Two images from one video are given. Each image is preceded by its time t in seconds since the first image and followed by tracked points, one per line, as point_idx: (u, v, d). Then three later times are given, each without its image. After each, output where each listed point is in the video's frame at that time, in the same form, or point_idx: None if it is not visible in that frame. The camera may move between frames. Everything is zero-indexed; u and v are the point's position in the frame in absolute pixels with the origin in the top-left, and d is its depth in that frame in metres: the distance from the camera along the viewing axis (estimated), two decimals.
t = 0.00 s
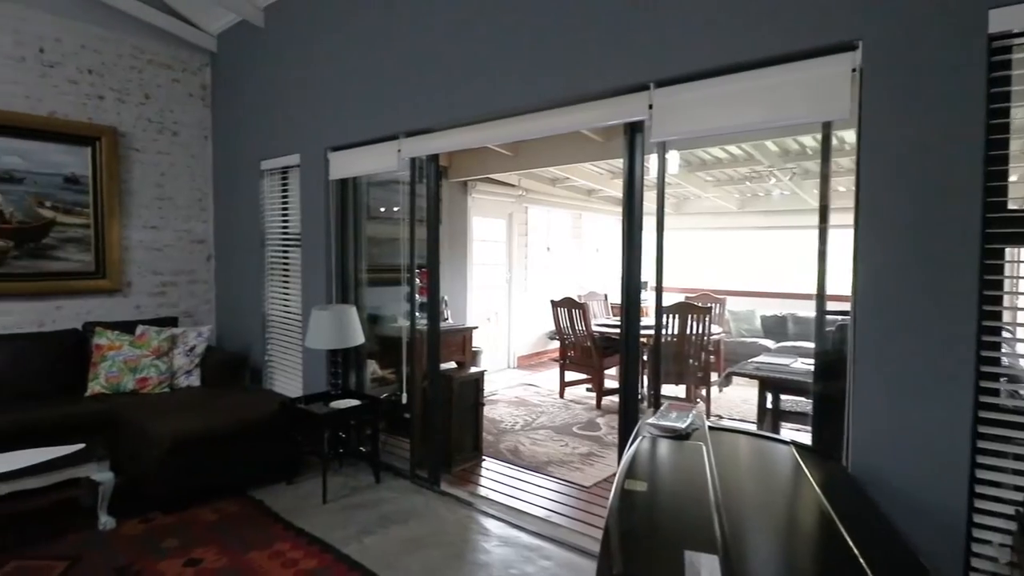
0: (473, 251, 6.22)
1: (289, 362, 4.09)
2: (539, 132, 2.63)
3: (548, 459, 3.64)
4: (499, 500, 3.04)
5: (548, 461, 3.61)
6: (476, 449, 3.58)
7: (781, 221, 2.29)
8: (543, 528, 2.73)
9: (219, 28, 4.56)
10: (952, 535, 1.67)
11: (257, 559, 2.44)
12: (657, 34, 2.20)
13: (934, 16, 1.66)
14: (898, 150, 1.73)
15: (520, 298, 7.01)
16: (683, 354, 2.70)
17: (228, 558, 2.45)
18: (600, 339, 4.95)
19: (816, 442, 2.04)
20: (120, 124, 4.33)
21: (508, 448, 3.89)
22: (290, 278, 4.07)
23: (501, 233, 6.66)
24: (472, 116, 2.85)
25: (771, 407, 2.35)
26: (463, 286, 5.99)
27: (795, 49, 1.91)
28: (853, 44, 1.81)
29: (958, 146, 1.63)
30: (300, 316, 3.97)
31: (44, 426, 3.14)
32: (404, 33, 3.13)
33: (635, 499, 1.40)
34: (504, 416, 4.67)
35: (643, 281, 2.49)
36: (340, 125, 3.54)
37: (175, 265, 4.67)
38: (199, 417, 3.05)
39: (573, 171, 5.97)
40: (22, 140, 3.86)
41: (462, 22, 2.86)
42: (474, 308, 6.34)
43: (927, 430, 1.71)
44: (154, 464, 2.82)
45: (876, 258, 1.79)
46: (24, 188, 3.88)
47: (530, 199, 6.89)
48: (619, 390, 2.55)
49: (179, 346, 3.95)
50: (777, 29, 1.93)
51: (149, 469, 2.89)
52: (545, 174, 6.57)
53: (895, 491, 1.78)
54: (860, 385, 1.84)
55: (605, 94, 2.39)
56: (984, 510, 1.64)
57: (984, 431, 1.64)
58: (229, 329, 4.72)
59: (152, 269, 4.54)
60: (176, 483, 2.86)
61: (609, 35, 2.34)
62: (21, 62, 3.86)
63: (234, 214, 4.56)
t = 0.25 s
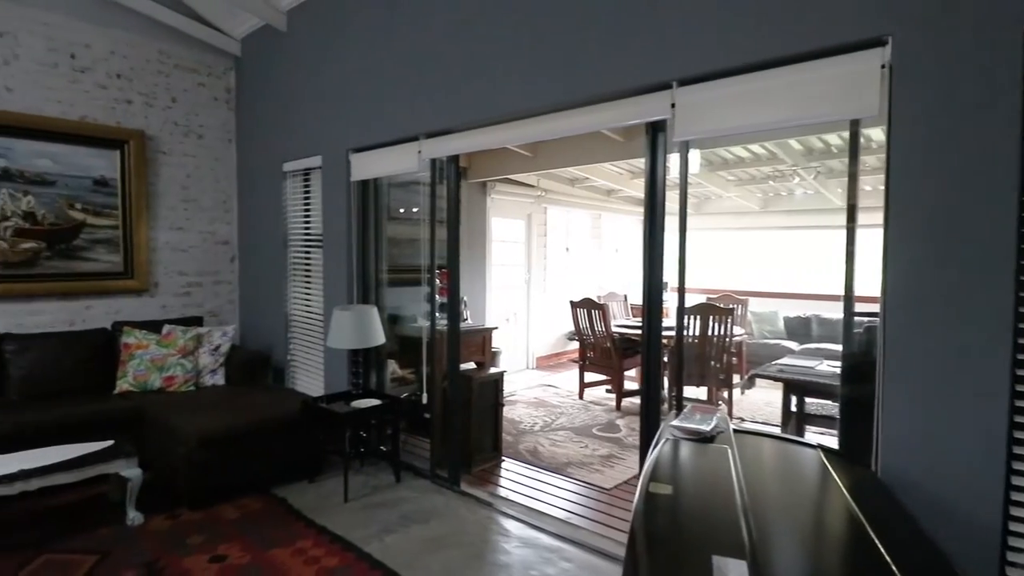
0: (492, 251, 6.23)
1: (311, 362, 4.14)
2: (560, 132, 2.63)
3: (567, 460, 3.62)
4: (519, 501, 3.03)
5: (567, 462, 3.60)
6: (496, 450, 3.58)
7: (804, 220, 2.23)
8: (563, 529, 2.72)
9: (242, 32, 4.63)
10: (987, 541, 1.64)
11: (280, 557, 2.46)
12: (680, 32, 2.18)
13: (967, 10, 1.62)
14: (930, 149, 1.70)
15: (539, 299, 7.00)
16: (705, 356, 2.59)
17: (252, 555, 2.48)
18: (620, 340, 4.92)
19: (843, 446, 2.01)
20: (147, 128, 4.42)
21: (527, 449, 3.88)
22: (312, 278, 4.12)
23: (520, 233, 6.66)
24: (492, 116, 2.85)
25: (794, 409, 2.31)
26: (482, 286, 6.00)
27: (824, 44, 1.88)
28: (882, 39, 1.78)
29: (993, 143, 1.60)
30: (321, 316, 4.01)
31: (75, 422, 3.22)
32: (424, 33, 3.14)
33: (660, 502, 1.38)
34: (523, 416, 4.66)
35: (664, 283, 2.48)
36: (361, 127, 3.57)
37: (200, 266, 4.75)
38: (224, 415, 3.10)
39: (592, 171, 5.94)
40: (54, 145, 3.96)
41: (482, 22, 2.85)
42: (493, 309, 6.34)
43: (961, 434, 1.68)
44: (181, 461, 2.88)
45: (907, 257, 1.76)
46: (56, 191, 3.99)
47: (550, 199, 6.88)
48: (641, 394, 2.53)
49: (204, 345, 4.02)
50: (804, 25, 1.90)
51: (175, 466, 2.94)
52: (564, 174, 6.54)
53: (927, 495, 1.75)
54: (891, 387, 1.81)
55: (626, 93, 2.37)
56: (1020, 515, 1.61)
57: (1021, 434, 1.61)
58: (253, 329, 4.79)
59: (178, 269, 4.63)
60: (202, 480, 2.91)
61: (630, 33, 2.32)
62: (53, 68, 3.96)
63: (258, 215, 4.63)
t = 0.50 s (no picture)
0: (510, 252, 6.24)
1: (333, 361, 4.18)
2: (581, 132, 2.62)
3: (587, 462, 3.61)
4: (538, 502, 3.03)
5: (587, 463, 3.58)
6: (515, 450, 3.58)
7: (826, 218, 2.29)
8: (583, 531, 2.71)
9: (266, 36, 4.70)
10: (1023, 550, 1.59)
11: (303, 553, 2.49)
12: (704, 29, 2.16)
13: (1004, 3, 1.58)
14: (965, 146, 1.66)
15: (558, 299, 6.99)
16: (725, 357, 2.63)
17: (276, 551, 2.51)
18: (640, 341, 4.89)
19: (872, 451, 1.97)
20: (174, 130, 4.51)
21: (547, 449, 3.87)
22: (334, 278, 4.16)
23: (539, 233, 6.65)
24: (513, 117, 2.85)
25: (818, 412, 2.29)
26: (501, 287, 6.00)
27: (852, 41, 1.84)
28: (914, 34, 1.74)
29: None
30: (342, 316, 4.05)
31: (104, 419, 3.29)
32: (445, 35, 3.16)
33: (685, 506, 1.37)
34: (543, 417, 4.66)
35: (688, 286, 2.42)
36: (383, 128, 3.59)
37: (224, 266, 4.83)
38: (248, 413, 3.14)
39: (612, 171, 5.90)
40: (85, 147, 4.06)
41: (503, 23, 2.86)
42: (512, 309, 6.35)
43: (996, 438, 1.64)
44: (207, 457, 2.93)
45: (940, 257, 1.72)
46: (86, 193, 4.09)
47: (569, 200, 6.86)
48: (663, 397, 2.46)
49: (228, 344, 4.09)
50: (832, 21, 1.87)
51: (201, 462, 3.00)
52: (583, 174, 6.52)
53: (960, 502, 1.70)
54: (922, 390, 1.77)
55: (648, 92, 2.36)
56: None
57: None
58: (275, 328, 4.85)
59: (203, 269, 4.71)
60: (227, 477, 2.95)
61: (653, 32, 2.31)
62: (84, 72, 4.06)
63: (280, 216, 4.69)
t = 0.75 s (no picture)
0: (530, 252, 6.25)
1: (354, 361, 4.22)
2: (602, 132, 2.60)
3: (608, 463, 3.59)
4: (559, 502, 3.02)
5: (608, 465, 3.56)
6: (536, 450, 3.58)
7: (852, 219, 2.22)
8: (604, 533, 2.69)
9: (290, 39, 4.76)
10: None
11: (326, 550, 2.52)
12: (728, 27, 2.13)
13: None
14: (1000, 143, 1.62)
15: (578, 300, 6.97)
16: (750, 360, 2.59)
17: (299, 547, 2.54)
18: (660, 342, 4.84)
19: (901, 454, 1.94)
20: (200, 133, 4.59)
21: (567, 450, 3.86)
22: (355, 278, 4.21)
23: (559, 233, 6.64)
24: (534, 117, 2.85)
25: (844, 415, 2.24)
26: (521, 287, 6.00)
27: (881, 38, 1.81)
28: (947, 29, 1.70)
29: None
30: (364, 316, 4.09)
31: (134, 416, 3.37)
32: (466, 36, 3.17)
33: (712, 508, 1.36)
34: (563, 418, 4.65)
35: (712, 287, 2.39)
36: (404, 129, 3.62)
37: (249, 266, 4.91)
38: (272, 411, 3.19)
39: (632, 171, 5.87)
40: (115, 150, 4.16)
41: (524, 24, 2.86)
42: (532, 309, 6.35)
43: None
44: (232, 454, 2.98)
45: (975, 257, 1.68)
46: (116, 195, 4.19)
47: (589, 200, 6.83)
48: (686, 398, 2.44)
49: (252, 343, 4.15)
50: (861, 18, 1.84)
51: (227, 459, 3.05)
52: (603, 174, 6.49)
53: (996, 510, 1.66)
54: (956, 393, 1.73)
55: (672, 91, 2.34)
56: None
57: None
58: (299, 328, 4.92)
59: (228, 269, 4.79)
60: (251, 474, 3.00)
61: (676, 31, 2.29)
62: (114, 77, 4.16)
63: (303, 217, 4.75)
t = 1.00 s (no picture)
0: (550, 253, 6.24)
1: (376, 360, 4.26)
2: (624, 132, 2.59)
3: (629, 465, 3.57)
4: (579, 504, 3.01)
5: (629, 467, 3.54)
6: (556, 451, 3.57)
7: (879, 219, 2.20)
8: (626, 534, 2.68)
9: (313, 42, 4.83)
10: None
11: (349, 548, 2.54)
12: (753, 25, 2.11)
13: None
14: None
15: (598, 301, 6.93)
16: (774, 362, 2.60)
17: (323, 545, 2.57)
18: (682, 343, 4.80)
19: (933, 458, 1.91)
20: (226, 136, 4.67)
21: (587, 451, 3.84)
22: (377, 278, 4.24)
23: (578, 234, 6.62)
24: (556, 117, 2.85)
25: (873, 419, 2.18)
26: (540, 288, 6.00)
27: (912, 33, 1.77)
28: (983, 24, 1.68)
29: None
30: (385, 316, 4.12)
31: (162, 413, 3.44)
32: (487, 37, 3.18)
33: (740, 511, 1.34)
34: (583, 419, 4.63)
35: (736, 287, 2.36)
36: (426, 131, 3.65)
37: (272, 266, 4.98)
38: (296, 409, 3.23)
39: (653, 171, 5.82)
40: (144, 153, 4.26)
41: (545, 24, 2.86)
42: (551, 310, 6.34)
43: None
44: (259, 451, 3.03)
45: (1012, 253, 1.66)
46: (145, 197, 4.28)
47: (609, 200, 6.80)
48: (709, 400, 2.41)
49: (276, 342, 4.21)
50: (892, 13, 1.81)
51: (252, 456, 3.10)
52: (623, 174, 6.45)
53: None
54: (991, 393, 1.70)
55: (696, 90, 2.32)
56: None
57: None
58: (321, 327, 4.98)
59: (252, 270, 4.87)
60: (275, 471, 3.04)
61: (700, 29, 2.27)
62: (143, 81, 4.26)
63: (326, 218, 4.81)
